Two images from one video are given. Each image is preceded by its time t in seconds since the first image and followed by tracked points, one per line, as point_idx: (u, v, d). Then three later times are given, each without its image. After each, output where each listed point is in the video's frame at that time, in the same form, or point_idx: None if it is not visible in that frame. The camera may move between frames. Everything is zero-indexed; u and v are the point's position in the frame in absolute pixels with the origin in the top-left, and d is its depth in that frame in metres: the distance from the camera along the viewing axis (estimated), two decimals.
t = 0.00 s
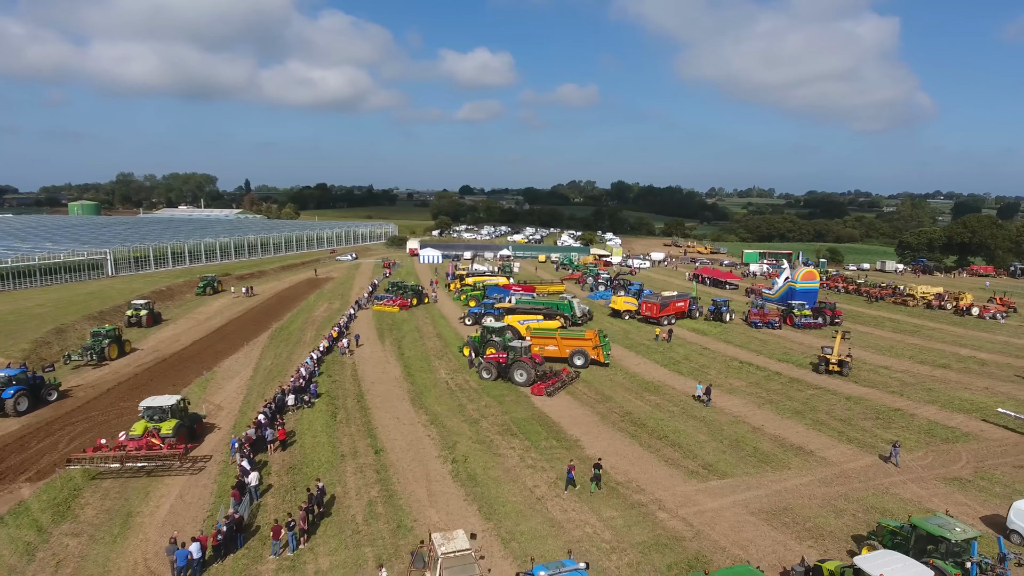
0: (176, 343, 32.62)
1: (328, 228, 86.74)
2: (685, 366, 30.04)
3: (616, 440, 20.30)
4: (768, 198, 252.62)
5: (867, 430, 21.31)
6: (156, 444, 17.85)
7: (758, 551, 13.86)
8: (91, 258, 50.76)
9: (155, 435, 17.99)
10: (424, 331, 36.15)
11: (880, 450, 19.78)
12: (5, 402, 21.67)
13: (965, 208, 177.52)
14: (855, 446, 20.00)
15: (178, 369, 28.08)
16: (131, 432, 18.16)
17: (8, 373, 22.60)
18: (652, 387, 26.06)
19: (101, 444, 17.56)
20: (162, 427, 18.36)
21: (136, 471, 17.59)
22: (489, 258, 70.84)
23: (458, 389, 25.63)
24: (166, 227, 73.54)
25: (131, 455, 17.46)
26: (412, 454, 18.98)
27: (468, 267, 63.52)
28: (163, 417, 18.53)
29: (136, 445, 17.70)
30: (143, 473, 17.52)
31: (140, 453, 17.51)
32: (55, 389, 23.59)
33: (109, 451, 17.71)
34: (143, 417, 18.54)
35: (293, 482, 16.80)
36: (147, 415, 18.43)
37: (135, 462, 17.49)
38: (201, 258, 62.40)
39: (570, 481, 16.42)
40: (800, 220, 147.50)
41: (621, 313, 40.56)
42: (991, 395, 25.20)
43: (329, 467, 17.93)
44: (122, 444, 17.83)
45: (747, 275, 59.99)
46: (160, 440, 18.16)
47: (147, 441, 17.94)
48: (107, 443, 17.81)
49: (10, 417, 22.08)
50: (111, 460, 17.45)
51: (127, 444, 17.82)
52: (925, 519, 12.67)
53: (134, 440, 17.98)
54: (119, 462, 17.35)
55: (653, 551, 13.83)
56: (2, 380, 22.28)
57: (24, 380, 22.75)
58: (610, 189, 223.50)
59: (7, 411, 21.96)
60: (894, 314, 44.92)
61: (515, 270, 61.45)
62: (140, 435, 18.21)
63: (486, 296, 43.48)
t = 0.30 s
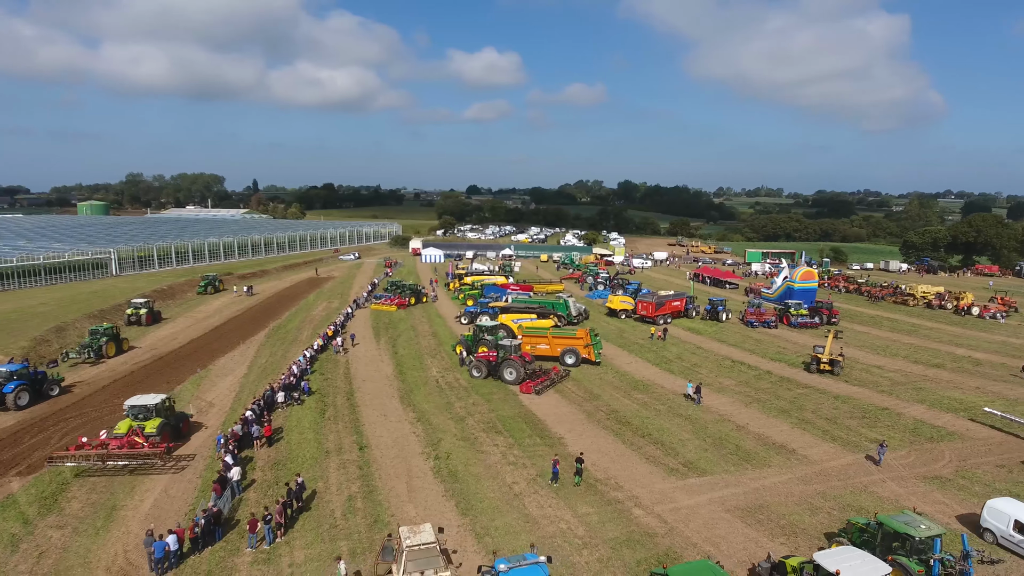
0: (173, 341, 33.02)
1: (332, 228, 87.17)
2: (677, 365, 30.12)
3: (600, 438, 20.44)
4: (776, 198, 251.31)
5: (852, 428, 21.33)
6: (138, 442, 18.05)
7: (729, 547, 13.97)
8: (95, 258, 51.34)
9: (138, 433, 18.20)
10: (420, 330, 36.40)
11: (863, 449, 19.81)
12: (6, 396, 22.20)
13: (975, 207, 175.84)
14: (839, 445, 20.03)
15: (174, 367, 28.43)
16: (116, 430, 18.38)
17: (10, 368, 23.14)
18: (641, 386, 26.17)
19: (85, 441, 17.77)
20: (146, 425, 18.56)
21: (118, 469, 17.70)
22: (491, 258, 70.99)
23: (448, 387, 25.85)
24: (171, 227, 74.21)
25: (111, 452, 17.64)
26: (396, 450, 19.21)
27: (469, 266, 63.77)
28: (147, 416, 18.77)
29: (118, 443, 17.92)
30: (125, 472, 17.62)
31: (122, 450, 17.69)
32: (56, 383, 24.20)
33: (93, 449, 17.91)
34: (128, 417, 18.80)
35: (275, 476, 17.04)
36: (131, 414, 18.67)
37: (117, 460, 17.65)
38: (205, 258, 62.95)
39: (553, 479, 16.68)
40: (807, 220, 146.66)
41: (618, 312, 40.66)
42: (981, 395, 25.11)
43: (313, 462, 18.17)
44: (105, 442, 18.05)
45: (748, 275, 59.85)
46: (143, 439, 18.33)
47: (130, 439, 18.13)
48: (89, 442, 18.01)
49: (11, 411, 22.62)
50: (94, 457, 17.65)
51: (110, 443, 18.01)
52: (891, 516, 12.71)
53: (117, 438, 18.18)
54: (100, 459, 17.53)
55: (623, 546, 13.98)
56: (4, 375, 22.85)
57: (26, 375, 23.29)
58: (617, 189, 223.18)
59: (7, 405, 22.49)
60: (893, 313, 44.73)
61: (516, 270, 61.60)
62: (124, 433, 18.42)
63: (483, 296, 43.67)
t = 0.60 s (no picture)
0: (177, 339, 33.56)
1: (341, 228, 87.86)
2: (673, 364, 30.17)
3: (588, 436, 20.58)
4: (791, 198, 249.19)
5: (841, 428, 21.30)
6: (126, 440, 17.87)
7: (703, 544, 14.07)
8: (106, 257, 52.25)
9: (127, 432, 18.03)
10: (420, 329, 36.72)
11: (851, 448, 19.78)
12: (18, 388, 22.94)
13: (993, 207, 173.14)
14: (827, 444, 20.01)
15: (175, 364, 28.91)
16: (106, 428, 18.24)
17: (21, 362, 23.88)
18: (634, 385, 26.26)
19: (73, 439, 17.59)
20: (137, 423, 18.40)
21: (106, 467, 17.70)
22: (497, 257, 71.22)
23: (442, 385, 26.13)
24: (183, 227, 75.28)
25: (99, 450, 17.44)
26: (384, 446, 19.50)
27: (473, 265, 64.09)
28: (138, 413, 18.62)
29: (107, 441, 17.70)
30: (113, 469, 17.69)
31: (111, 448, 17.49)
32: (66, 377, 24.93)
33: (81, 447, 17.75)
34: (119, 413, 18.61)
35: (263, 470, 17.37)
36: (122, 411, 18.49)
37: (104, 458, 17.52)
38: (214, 257, 63.77)
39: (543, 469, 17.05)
40: (820, 219, 145.43)
41: (618, 311, 40.79)
42: (977, 396, 24.92)
43: (302, 457, 18.49)
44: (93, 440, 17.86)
45: (755, 275, 59.61)
46: (133, 437, 18.24)
47: (119, 438, 17.96)
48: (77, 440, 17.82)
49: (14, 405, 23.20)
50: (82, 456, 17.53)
51: (99, 441, 17.88)
52: (862, 514, 12.74)
53: (106, 436, 18.01)
54: (88, 458, 17.38)
55: (598, 542, 14.12)
56: (15, 368, 23.60)
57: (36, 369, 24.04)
58: (629, 189, 222.55)
59: (17, 397, 23.15)
60: (898, 314, 44.40)
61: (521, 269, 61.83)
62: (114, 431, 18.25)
63: (485, 295, 43.93)
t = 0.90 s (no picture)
0: (183, 337, 34.20)
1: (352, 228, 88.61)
2: (671, 363, 30.21)
3: (576, 433, 20.74)
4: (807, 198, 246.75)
5: (832, 428, 21.26)
6: (117, 437, 17.76)
7: (678, 541, 14.19)
8: (119, 255, 53.22)
9: (119, 429, 17.92)
10: (422, 327, 37.04)
11: (840, 448, 19.75)
12: (32, 379, 23.97)
13: (1015, 207, 170.19)
14: (815, 444, 20.00)
15: (180, 360, 29.52)
16: (98, 424, 18.14)
17: (37, 355, 24.85)
18: (628, 383, 26.37)
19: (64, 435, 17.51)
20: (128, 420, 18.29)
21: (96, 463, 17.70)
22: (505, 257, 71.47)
23: (437, 382, 26.41)
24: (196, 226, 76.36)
25: (89, 447, 17.33)
26: (374, 442, 19.81)
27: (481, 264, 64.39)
28: (130, 410, 18.44)
29: (97, 438, 17.60)
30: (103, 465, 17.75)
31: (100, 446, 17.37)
32: (79, 370, 25.98)
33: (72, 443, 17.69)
34: (111, 410, 18.49)
35: (254, 464, 17.73)
36: (114, 408, 18.38)
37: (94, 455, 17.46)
38: (226, 256, 64.70)
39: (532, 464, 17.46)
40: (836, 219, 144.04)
41: (620, 310, 40.88)
42: (975, 397, 24.72)
43: (292, 452, 18.85)
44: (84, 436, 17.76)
45: (763, 275, 59.32)
46: (125, 434, 18.02)
47: (110, 434, 17.86)
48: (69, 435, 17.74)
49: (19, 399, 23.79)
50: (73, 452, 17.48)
51: (90, 436, 17.71)
52: (833, 513, 12.77)
53: (98, 432, 17.91)
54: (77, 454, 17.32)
55: (573, 538, 14.28)
56: (30, 360, 24.68)
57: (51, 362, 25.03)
58: (643, 189, 221.77)
59: (31, 388, 24.21)
60: (905, 315, 44.01)
61: (528, 269, 62.04)
62: (106, 427, 18.14)
63: (488, 294, 44.20)
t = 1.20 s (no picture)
0: (188, 334, 34.87)
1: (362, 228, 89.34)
2: (667, 363, 30.29)
3: (564, 431, 20.96)
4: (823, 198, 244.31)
5: (821, 428, 21.28)
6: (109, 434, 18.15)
7: (652, 536, 14.38)
8: (131, 255, 54.19)
9: (111, 426, 18.31)
10: (423, 326, 37.43)
11: (826, 447, 19.77)
12: (45, 372, 24.88)
13: None
14: (802, 443, 20.04)
15: (183, 357, 30.14)
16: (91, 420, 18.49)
17: (51, 349, 25.85)
18: (621, 382, 26.51)
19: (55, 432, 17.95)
20: (121, 417, 18.65)
21: (87, 459, 18.12)
22: (513, 257, 71.72)
23: (432, 380, 26.73)
24: (208, 225, 77.41)
25: (80, 443, 17.82)
26: (364, 438, 20.16)
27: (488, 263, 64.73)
28: (123, 407, 18.82)
29: (89, 434, 18.04)
30: (95, 461, 18.10)
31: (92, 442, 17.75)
32: (91, 365, 26.83)
33: (64, 440, 18.14)
34: (104, 407, 18.87)
35: (244, 458, 18.14)
36: (107, 404, 18.74)
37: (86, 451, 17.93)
38: (236, 255, 65.63)
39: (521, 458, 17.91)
40: (850, 219, 142.64)
41: (622, 310, 41.01)
42: (970, 398, 24.56)
43: (283, 447, 19.24)
44: (77, 432, 18.23)
45: (770, 275, 59.05)
46: (117, 430, 18.48)
47: (102, 431, 18.25)
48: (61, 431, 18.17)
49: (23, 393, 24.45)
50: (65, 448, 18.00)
51: (83, 432, 18.21)
52: (801, 510, 12.86)
53: (91, 429, 18.31)
54: (69, 450, 17.85)
55: (548, 532, 14.51)
56: (45, 353, 25.69)
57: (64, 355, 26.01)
58: (657, 189, 220.95)
59: (45, 380, 25.15)
60: (911, 316, 43.64)
61: (534, 269, 62.27)
62: (99, 424, 18.49)
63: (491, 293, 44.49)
